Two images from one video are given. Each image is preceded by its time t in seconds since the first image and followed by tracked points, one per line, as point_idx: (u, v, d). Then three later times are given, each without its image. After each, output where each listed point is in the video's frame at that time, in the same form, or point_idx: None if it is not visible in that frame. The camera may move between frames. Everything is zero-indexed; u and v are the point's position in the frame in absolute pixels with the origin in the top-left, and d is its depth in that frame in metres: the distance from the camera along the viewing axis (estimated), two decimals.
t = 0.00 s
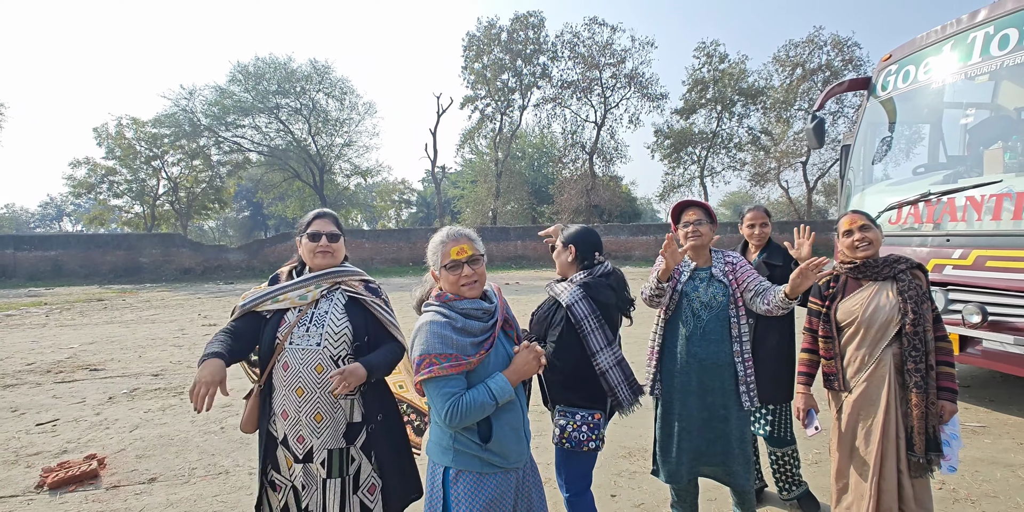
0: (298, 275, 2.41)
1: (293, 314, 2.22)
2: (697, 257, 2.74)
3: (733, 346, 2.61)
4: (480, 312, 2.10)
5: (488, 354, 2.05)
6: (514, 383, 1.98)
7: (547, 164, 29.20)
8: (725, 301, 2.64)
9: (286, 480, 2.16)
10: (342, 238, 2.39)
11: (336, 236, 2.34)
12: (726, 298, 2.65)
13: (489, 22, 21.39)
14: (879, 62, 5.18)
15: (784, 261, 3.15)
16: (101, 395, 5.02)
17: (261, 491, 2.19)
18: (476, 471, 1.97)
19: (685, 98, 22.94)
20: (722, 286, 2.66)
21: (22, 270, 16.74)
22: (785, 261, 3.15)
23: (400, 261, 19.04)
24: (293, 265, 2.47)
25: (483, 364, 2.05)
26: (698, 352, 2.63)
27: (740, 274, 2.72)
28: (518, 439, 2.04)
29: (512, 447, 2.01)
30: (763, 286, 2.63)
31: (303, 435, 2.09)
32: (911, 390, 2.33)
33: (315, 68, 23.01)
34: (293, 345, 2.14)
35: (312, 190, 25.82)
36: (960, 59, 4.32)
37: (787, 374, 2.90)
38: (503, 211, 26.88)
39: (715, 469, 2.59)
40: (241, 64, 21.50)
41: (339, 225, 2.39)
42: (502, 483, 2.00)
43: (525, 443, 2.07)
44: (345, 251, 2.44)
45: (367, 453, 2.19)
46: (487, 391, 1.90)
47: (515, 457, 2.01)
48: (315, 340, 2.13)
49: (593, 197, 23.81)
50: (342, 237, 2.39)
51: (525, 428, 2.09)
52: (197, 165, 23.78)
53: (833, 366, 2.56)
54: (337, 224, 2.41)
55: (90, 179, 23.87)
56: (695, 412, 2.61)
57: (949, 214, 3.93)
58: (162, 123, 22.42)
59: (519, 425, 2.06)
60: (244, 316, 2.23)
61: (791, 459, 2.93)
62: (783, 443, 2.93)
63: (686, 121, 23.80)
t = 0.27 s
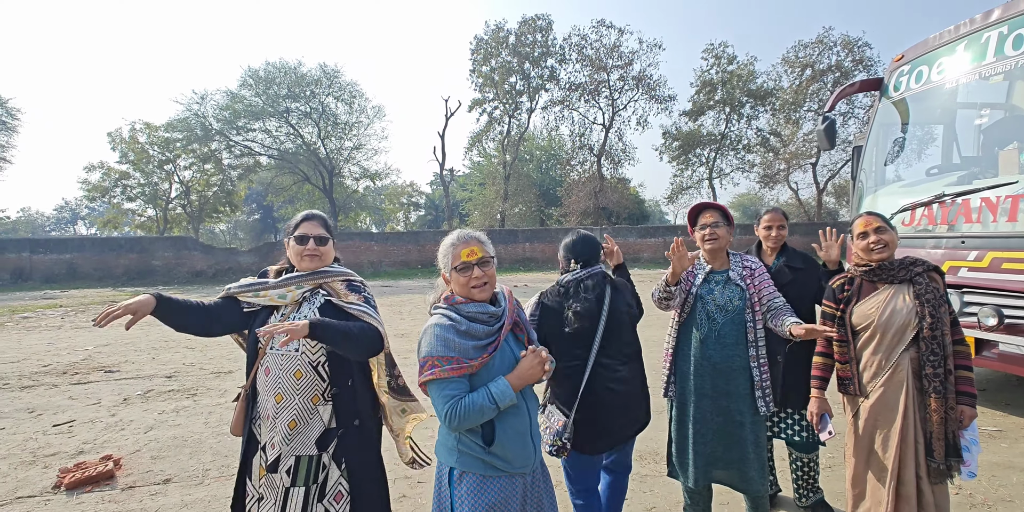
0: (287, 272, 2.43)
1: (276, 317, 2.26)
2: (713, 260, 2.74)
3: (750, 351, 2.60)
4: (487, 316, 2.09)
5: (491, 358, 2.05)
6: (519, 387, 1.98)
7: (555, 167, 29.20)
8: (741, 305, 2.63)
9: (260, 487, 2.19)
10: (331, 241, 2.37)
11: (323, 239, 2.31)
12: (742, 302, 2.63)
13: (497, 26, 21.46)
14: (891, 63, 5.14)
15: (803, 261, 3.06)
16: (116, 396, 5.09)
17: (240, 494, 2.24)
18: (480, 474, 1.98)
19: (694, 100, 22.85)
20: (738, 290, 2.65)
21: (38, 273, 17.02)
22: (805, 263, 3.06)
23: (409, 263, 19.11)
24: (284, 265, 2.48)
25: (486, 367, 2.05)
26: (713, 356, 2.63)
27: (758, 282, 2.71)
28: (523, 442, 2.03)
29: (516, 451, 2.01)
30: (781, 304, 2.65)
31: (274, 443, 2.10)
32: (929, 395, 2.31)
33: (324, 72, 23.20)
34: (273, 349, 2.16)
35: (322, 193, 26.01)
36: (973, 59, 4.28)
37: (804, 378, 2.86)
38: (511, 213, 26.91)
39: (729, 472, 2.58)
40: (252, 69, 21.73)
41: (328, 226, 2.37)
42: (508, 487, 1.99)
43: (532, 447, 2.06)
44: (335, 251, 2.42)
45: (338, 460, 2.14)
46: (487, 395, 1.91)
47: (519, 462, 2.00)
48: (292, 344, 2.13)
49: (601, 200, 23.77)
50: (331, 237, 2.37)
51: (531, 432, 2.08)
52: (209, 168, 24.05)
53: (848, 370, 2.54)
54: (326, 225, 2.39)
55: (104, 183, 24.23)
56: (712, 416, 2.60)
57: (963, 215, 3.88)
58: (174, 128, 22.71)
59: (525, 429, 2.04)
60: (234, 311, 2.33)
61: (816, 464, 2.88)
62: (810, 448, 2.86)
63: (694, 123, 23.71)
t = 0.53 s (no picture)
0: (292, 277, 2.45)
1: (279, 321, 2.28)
2: (728, 262, 2.72)
3: (764, 355, 2.57)
4: (484, 317, 2.08)
5: (485, 359, 2.04)
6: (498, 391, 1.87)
7: (562, 168, 29.18)
8: (755, 307, 2.61)
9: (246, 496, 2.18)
10: (336, 246, 2.39)
11: (327, 244, 2.33)
12: (757, 304, 2.62)
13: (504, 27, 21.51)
14: (903, 62, 5.09)
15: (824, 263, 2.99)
16: (128, 396, 5.15)
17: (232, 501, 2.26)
18: (471, 473, 2.00)
19: (702, 101, 22.75)
20: (752, 293, 2.63)
21: (52, 274, 17.26)
22: (824, 261, 3.01)
23: (417, 265, 19.18)
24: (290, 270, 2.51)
25: (477, 369, 2.03)
26: (726, 358, 2.61)
27: (774, 284, 2.67)
28: (512, 448, 2.00)
29: (507, 456, 1.99)
30: (794, 320, 2.59)
31: (266, 448, 2.12)
32: (946, 400, 2.28)
33: (333, 74, 23.35)
34: (272, 353, 2.18)
35: (330, 194, 26.17)
36: (985, 58, 4.23)
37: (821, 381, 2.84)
38: (519, 215, 26.90)
39: (736, 475, 2.57)
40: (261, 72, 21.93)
41: (333, 231, 2.39)
42: (500, 491, 1.98)
43: (526, 452, 2.02)
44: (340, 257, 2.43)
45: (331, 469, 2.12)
46: (467, 395, 1.88)
47: (511, 467, 1.98)
48: (291, 349, 2.15)
49: (609, 200, 23.72)
50: (336, 243, 2.39)
51: (526, 436, 2.04)
52: (219, 170, 24.29)
53: (862, 375, 2.51)
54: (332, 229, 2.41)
55: (117, 185, 24.56)
56: (722, 418, 2.59)
57: (977, 216, 3.82)
58: (186, 130, 22.97)
59: (516, 433, 2.01)
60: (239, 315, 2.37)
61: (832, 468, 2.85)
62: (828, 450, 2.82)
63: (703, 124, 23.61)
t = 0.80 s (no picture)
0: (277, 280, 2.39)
1: (271, 326, 2.24)
2: (734, 260, 2.71)
3: (778, 354, 2.55)
4: (472, 313, 2.11)
5: (468, 352, 2.06)
6: (437, 367, 1.93)
7: (567, 167, 29.11)
8: (761, 306, 2.59)
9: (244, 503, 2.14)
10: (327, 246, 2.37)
11: (321, 244, 2.33)
12: (762, 303, 2.59)
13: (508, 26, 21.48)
14: (908, 60, 5.04)
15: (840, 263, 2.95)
16: (131, 394, 5.17)
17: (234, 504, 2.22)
18: (455, 468, 2.05)
19: (707, 99, 22.65)
20: (758, 292, 2.60)
21: (58, 272, 17.37)
22: (842, 260, 2.98)
23: (420, 263, 19.19)
24: (272, 271, 2.43)
25: (460, 363, 2.06)
26: (728, 357, 2.59)
27: (780, 285, 2.63)
28: (492, 448, 2.00)
29: (491, 456, 2.00)
30: (799, 334, 2.55)
31: (271, 455, 2.09)
32: (953, 404, 2.26)
33: (337, 73, 23.40)
34: (271, 360, 2.15)
35: (335, 193, 26.22)
36: (992, 55, 4.18)
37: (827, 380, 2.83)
38: (523, 214, 26.85)
39: (735, 476, 2.56)
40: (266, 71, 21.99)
41: (323, 230, 2.36)
42: (480, 489, 2.01)
43: (510, 453, 2.00)
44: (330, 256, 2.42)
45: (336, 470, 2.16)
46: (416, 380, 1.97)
47: (493, 467, 1.99)
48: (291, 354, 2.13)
49: (613, 199, 23.67)
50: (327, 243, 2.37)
51: (510, 437, 2.01)
52: (225, 169, 24.38)
53: (867, 377, 2.49)
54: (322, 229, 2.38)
55: (123, 184, 24.69)
56: (723, 418, 2.58)
57: (982, 215, 3.78)
58: (191, 130, 23.08)
59: (497, 434, 2.00)
60: (223, 324, 2.30)
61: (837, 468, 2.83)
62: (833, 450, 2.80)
63: (708, 122, 23.50)
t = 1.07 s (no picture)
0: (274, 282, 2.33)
1: (286, 327, 2.19)
2: (736, 258, 2.70)
3: (783, 355, 2.55)
4: (465, 311, 2.13)
5: (458, 347, 2.09)
6: (416, 356, 1.98)
7: (568, 165, 29.08)
8: (761, 305, 2.59)
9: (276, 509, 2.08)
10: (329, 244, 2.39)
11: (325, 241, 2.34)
12: (762, 302, 2.59)
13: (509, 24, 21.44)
14: (908, 58, 5.02)
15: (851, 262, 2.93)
16: (131, 391, 5.18)
17: None
18: (444, 463, 2.08)
19: (708, 97, 22.60)
20: (759, 290, 2.60)
21: (59, 269, 17.39)
22: (853, 261, 2.95)
23: (421, 261, 19.18)
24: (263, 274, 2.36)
25: (450, 359, 2.09)
26: (730, 354, 2.58)
27: (781, 284, 2.62)
28: (474, 446, 2.02)
29: (473, 454, 2.02)
30: (799, 336, 2.54)
31: (312, 455, 2.10)
32: (958, 406, 2.24)
33: (338, 71, 23.38)
34: (296, 362, 2.13)
35: (335, 191, 26.23)
36: (994, 53, 4.15)
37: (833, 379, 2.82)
38: (523, 211, 26.92)
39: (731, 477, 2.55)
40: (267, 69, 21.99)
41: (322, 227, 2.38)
42: (468, 487, 2.02)
43: (497, 452, 2.00)
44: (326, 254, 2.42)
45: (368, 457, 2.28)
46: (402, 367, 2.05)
47: (477, 465, 2.00)
48: (318, 354, 2.16)
49: (614, 198, 23.65)
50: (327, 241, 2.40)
51: (497, 435, 2.02)
52: (226, 167, 24.38)
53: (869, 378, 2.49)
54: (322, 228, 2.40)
55: (124, 182, 24.72)
56: (723, 415, 2.57)
57: (981, 214, 3.77)
58: (192, 127, 23.08)
59: (482, 434, 2.01)
60: (226, 332, 2.16)
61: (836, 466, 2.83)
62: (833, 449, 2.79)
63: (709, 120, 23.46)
